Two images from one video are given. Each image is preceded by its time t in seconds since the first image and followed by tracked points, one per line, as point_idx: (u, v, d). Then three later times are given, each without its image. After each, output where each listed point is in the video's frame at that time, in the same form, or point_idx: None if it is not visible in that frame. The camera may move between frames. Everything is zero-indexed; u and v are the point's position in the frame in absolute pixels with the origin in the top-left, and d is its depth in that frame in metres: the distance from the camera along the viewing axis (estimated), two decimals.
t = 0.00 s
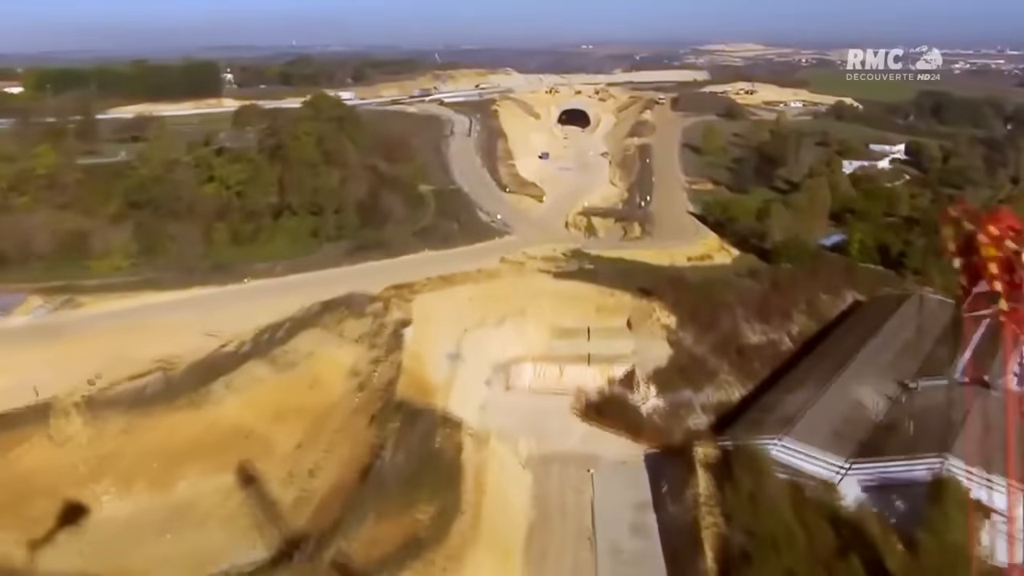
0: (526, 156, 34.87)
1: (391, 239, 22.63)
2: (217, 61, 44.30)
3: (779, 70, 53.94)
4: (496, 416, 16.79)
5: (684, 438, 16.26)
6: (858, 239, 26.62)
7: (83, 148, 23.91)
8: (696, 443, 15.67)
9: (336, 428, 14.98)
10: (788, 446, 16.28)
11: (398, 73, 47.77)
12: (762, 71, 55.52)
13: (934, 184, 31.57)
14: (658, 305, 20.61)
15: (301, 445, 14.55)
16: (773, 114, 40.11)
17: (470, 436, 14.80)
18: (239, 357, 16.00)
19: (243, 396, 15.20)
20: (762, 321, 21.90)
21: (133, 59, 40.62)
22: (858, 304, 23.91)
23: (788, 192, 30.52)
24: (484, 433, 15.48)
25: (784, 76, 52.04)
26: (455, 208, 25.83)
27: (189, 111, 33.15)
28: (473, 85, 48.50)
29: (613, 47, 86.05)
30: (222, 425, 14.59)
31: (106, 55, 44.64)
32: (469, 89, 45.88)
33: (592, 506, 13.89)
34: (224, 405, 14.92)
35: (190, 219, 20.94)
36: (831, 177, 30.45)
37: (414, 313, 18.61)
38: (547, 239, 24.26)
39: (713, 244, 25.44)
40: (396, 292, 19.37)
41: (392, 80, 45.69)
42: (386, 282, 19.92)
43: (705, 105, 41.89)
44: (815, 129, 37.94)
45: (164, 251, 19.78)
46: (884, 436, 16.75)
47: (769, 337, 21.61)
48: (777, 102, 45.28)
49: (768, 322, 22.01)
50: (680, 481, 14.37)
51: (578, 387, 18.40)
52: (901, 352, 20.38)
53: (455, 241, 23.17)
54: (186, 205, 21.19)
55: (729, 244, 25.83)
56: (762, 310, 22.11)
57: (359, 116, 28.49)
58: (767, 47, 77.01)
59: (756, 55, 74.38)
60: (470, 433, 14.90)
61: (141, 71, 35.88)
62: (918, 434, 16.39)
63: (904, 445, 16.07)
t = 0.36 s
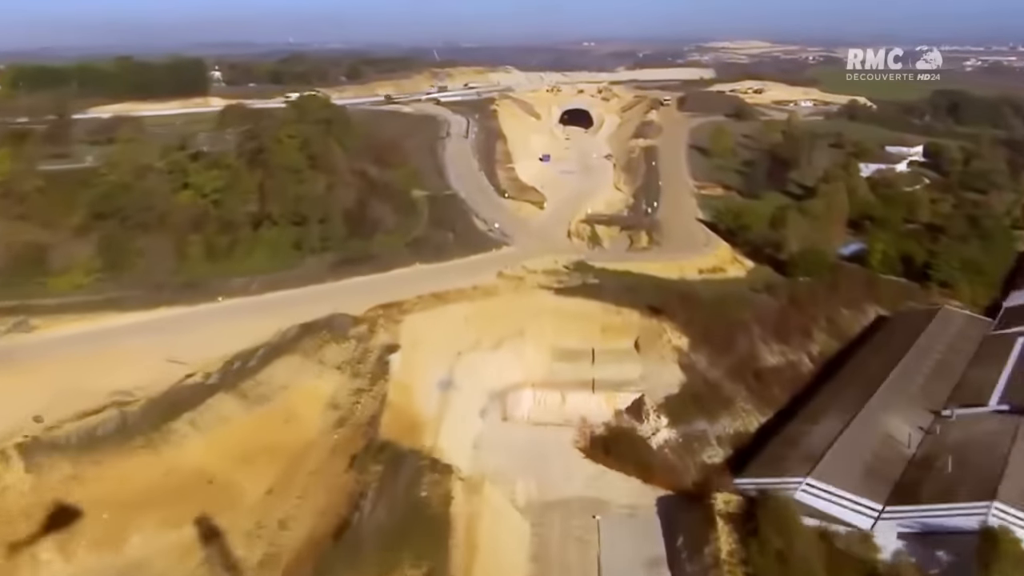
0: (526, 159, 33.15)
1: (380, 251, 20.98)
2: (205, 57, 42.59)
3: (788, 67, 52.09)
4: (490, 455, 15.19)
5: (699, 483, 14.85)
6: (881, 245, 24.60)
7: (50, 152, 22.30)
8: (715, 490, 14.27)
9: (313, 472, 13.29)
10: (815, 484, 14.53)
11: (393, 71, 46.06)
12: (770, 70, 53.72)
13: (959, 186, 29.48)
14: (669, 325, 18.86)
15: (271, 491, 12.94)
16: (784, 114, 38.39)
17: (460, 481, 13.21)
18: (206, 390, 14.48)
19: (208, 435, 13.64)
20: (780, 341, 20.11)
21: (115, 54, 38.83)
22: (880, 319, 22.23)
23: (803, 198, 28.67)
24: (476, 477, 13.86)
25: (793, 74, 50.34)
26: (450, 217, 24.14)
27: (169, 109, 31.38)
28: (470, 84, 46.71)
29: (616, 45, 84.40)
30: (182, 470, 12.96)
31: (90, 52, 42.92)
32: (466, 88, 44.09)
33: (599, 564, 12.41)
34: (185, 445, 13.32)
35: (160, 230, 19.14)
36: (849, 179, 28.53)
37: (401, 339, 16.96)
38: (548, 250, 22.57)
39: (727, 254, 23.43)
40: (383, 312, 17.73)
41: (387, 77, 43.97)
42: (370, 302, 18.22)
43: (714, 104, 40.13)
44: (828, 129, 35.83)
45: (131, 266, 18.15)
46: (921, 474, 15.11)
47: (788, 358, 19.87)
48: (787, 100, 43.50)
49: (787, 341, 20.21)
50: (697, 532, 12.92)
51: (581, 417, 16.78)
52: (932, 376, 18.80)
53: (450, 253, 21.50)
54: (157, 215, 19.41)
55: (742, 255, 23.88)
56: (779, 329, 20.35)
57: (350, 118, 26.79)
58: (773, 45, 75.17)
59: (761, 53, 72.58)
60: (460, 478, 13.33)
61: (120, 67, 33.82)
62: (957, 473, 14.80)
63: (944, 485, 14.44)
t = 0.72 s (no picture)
0: (527, 162, 31.42)
1: (368, 264, 19.23)
2: (192, 53, 40.86)
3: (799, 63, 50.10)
4: (485, 501, 13.27)
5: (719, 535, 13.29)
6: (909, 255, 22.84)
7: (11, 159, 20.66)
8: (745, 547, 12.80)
9: (282, 527, 11.31)
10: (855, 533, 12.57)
11: (389, 67, 44.25)
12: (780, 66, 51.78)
13: (988, 191, 27.58)
14: (683, 349, 17.31)
15: (235, 550, 10.87)
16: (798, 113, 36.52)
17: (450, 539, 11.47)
18: (164, 433, 12.80)
19: (162, 486, 11.82)
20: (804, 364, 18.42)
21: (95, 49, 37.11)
22: (911, 337, 20.37)
23: (822, 204, 26.94)
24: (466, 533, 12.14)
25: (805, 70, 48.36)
26: (445, 226, 22.41)
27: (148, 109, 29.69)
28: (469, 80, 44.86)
29: (620, 39, 82.32)
30: (130, 526, 11.04)
31: (72, 46, 41.22)
32: (464, 85, 42.26)
33: None
34: (135, 499, 11.52)
35: (123, 241, 17.38)
36: (871, 184, 26.83)
37: (388, 369, 15.24)
38: (550, 263, 20.87)
39: (744, 266, 21.78)
40: (369, 336, 16.05)
41: (382, 74, 42.16)
42: (354, 324, 16.55)
43: (724, 102, 38.27)
44: (845, 129, 34.01)
45: (90, 284, 16.44)
46: (973, 522, 13.28)
47: (813, 384, 18.13)
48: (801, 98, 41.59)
49: (811, 364, 18.52)
50: None
51: (588, 453, 14.85)
52: (975, 403, 16.89)
53: (443, 266, 19.75)
54: (120, 227, 17.61)
55: (759, 266, 22.21)
56: (803, 350, 18.68)
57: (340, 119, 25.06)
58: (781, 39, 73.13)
59: (769, 48, 70.54)
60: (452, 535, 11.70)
61: (97, 63, 32.09)
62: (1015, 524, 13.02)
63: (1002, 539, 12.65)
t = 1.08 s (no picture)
0: (528, 165, 29.67)
1: (354, 281, 17.48)
2: (177, 49, 39.07)
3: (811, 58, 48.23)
4: (484, 562, 11.40)
5: None
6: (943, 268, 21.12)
7: None
8: None
9: None
10: None
11: (383, 63, 42.45)
12: (790, 63, 49.96)
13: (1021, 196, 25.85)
14: (703, 379, 15.43)
15: None
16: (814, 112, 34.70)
17: None
18: (110, 489, 11.03)
19: (101, 556, 9.99)
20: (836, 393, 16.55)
21: (74, 43, 35.32)
22: (948, 358, 18.47)
23: (844, 211, 25.21)
24: None
25: (817, 66, 46.54)
26: (439, 237, 20.67)
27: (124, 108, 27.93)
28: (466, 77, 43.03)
29: (622, 35, 80.41)
30: None
31: (51, 40, 39.36)
32: (462, 83, 40.43)
33: None
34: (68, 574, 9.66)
35: (79, 258, 15.61)
36: (897, 189, 25.08)
37: (372, 407, 13.41)
38: (554, 278, 19.12)
39: (765, 280, 20.02)
40: (352, 367, 14.23)
41: (376, 70, 40.36)
42: (333, 352, 14.74)
43: (735, 100, 36.44)
44: (864, 129, 32.23)
45: (40, 308, 14.68)
46: None
47: (845, 414, 16.30)
48: (815, 94, 39.66)
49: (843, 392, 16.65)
50: None
51: (598, 500, 13.15)
52: None
53: (437, 283, 17.95)
54: (77, 242, 15.83)
55: (781, 281, 20.45)
56: (833, 377, 16.82)
57: (327, 121, 23.21)
58: (789, 35, 71.29)
59: (776, 44, 68.75)
60: None
61: (73, 59, 30.38)
62: None
63: None
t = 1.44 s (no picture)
0: (529, 169, 28.17)
1: (339, 301, 15.99)
2: (165, 48, 37.67)
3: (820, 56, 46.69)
4: None
5: None
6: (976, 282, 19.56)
7: None
8: None
9: None
10: None
11: (379, 62, 41.00)
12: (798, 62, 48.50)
13: None
14: (723, 410, 13.85)
15: None
16: (828, 113, 33.18)
17: None
18: (46, 552, 9.57)
19: None
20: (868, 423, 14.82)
21: (56, 41, 33.91)
22: (988, 380, 16.86)
23: (865, 219, 23.68)
24: None
25: (828, 66, 45.03)
26: (432, 249, 19.15)
27: (103, 109, 26.46)
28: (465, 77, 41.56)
29: (625, 34, 79.00)
30: None
31: (35, 39, 38.00)
32: (461, 83, 38.89)
33: None
34: None
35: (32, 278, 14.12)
36: (922, 195, 23.51)
37: (353, 453, 11.83)
38: (557, 295, 17.61)
39: (786, 296, 18.46)
40: (333, 401, 12.68)
41: (371, 70, 38.91)
42: (311, 385, 13.19)
43: (745, 100, 34.91)
44: (882, 131, 30.71)
45: None
46: None
47: (880, 447, 14.55)
48: (828, 94, 38.11)
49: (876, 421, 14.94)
50: None
51: (610, 551, 11.46)
52: None
53: (430, 301, 16.43)
54: (30, 257, 14.31)
55: (802, 297, 18.93)
56: (865, 403, 15.12)
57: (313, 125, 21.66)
58: (795, 34, 69.88)
59: (781, 43, 67.27)
60: None
61: (52, 58, 28.95)
62: None
63: None
